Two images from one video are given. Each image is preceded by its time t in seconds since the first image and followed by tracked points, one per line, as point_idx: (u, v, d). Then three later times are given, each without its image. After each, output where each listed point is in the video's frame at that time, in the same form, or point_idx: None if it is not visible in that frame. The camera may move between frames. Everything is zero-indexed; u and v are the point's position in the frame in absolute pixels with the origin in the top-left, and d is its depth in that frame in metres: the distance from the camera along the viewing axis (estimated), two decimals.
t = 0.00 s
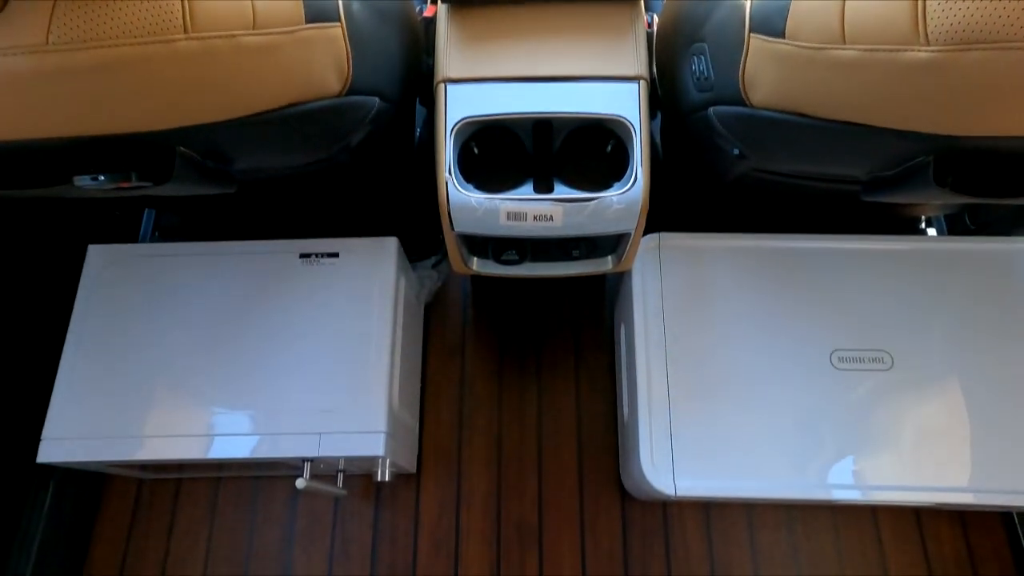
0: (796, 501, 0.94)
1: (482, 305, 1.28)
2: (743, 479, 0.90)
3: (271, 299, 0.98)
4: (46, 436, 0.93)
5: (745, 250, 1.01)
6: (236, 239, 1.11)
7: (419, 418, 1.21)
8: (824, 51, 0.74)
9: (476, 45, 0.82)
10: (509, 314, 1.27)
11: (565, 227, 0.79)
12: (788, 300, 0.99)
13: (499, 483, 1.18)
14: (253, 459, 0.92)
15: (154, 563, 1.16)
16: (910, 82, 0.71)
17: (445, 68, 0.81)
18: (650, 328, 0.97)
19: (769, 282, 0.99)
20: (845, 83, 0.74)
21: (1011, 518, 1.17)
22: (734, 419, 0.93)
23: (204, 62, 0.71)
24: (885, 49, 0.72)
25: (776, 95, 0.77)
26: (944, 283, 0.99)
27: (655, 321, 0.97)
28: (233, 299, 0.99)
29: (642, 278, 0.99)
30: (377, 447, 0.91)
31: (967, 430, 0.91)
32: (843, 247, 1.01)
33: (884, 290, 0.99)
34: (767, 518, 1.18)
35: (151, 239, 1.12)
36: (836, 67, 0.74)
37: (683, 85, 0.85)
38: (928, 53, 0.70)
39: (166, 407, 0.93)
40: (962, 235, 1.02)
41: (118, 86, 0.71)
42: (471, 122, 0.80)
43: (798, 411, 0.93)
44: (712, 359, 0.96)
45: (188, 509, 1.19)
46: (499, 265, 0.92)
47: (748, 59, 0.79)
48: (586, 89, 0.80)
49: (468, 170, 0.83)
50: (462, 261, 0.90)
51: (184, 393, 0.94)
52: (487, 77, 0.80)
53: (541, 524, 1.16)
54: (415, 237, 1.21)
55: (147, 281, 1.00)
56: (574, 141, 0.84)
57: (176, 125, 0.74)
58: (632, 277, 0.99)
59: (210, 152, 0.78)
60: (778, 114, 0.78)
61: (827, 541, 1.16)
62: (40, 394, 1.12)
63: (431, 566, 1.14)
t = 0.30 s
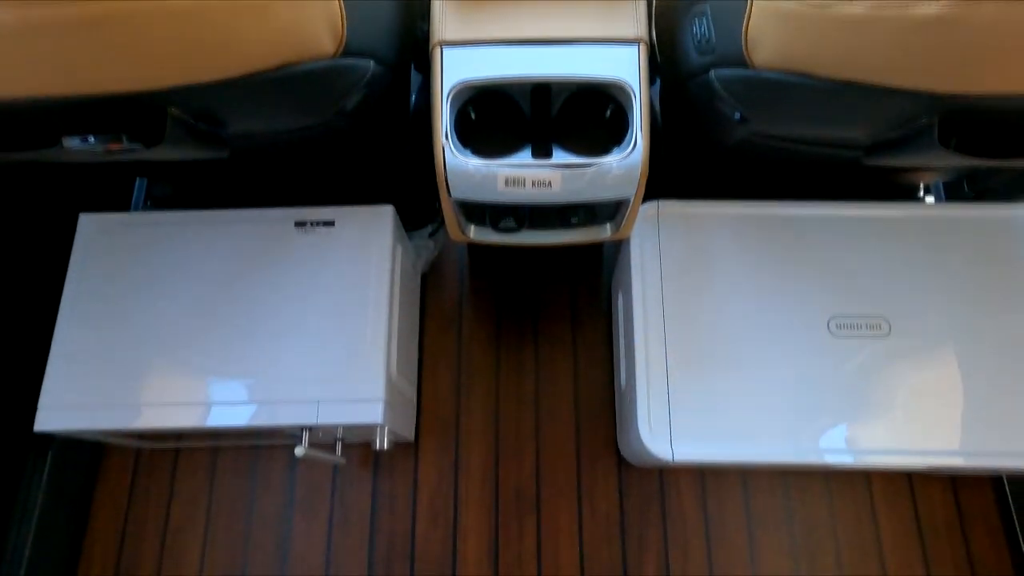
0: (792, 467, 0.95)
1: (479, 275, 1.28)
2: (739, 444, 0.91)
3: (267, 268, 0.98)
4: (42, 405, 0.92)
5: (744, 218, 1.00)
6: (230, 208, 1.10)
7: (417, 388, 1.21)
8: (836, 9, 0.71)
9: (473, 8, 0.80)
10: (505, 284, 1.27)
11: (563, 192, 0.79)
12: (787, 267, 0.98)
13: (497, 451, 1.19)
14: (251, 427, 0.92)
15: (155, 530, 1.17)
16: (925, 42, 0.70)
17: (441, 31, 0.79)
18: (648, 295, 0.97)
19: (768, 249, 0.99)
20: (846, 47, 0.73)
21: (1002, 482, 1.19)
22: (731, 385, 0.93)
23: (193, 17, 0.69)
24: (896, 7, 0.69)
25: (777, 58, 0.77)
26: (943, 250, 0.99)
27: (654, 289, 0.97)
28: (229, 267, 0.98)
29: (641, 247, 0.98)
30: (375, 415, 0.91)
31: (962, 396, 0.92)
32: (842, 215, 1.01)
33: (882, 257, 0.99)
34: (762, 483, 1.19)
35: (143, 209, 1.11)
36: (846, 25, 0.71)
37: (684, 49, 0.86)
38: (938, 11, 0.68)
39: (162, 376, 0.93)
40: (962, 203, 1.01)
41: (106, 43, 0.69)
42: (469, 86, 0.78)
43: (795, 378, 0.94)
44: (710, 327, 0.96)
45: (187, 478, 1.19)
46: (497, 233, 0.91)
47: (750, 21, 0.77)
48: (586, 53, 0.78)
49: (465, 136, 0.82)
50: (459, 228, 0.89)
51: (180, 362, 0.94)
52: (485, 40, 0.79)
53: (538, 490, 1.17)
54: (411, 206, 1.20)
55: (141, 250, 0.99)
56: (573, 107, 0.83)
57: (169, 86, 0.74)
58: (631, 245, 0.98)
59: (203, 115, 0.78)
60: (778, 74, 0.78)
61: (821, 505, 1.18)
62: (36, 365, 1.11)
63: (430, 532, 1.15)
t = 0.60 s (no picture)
0: (787, 433, 0.95)
1: (475, 246, 1.27)
2: (736, 411, 0.91)
3: (260, 239, 0.97)
4: (38, 380, 0.92)
5: (740, 184, 1.00)
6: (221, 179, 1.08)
7: (414, 360, 1.21)
8: None
9: None
10: (501, 254, 1.26)
11: (559, 160, 0.78)
12: (783, 233, 0.98)
13: (494, 421, 1.19)
14: (249, 399, 0.92)
15: (155, 504, 1.18)
16: None
17: None
18: (644, 264, 0.96)
19: (764, 216, 0.99)
20: (847, 7, 0.71)
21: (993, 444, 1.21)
22: (728, 352, 0.93)
23: None
24: None
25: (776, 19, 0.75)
26: (939, 215, 0.98)
27: (650, 256, 0.96)
28: (221, 239, 0.97)
29: (637, 214, 0.98)
30: (372, 386, 0.91)
31: (957, 360, 0.92)
32: (839, 180, 1.00)
33: (879, 223, 0.98)
34: (758, 450, 1.20)
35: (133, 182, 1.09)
36: None
37: (681, 11, 0.84)
38: None
39: (158, 350, 0.92)
40: (958, 167, 1.01)
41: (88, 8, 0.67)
42: (462, 52, 0.77)
43: (791, 345, 0.94)
44: (706, 294, 0.95)
45: (186, 452, 1.20)
46: (493, 202, 0.90)
47: None
48: (581, 16, 0.76)
49: (459, 103, 0.80)
50: (455, 197, 0.88)
51: (175, 335, 0.93)
52: (477, 3, 0.77)
53: (536, 460, 1.18)
54: (405, 177, 1.18)
55: (132, 223, 0.98)
56: (568, 72, 0.81)
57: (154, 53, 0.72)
58: (626, 213, 0.98)
59: (191, 81, 0.77)
60: (779, 34, 0.76)
61: (816, 470, 1.19)
62: (30, 341, 1.11)
63: (429, 502, 1.16)
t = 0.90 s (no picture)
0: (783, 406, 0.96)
1: (470, 224, 1.26)
2: (732, 385, 0.91)
3: (254, 218, 0.96)
4: (34, 362, 0.92)
5: (736, 158, 0.99)
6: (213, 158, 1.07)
7: (410, 338, 1.20)
8: None
9: None
10: (497, 232, 1.26)
11: (553, 134, 0.77)
12: (781, 207, 0.97)
13: (491, 398, 1.19)
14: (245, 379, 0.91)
15: (155, 485, 1.18)
16: None
17: None
18: (640, 239, 0.96)
19: (760, 189, 0.98)
20: None
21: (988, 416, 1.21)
22: (724, 327, 0.93)
23: None
24: None
25: None
26: (936, 187, 0.98)
27: (646, 232, 0.96)
28: (215, 219, 0.96)
29: (633, 189, 0.97)
30: (368, 365, 0.91)
31: (952, 332, 0.92)
32: (836, 153, 0.99)
33: (876, 196, 0.98)
34: (754, 424, 1.20)
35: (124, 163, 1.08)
36: None
37: None
38: None
39: (154, 330, 0.92)
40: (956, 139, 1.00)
41: None
42: (454, 25, 0.75)
43: (788, 318, 0.94)
44: (702, 269, 0.95)
45: (185, 433, 1.20)
46: (487, 178, 0.90)
47: None
48: None
49: (451, 76, 0.79)
50: (448, 173, 0.87)
51: (171, 316, 0.93)
52: None
53: (533, 436, 1.18)
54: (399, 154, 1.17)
55: (124, 204, 0.97)
56: (561, 42, 0.79)
57: (139, 27, 0.71)
58: (622, 188, 0.97)
59: (177, 56, 0.76)
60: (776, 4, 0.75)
61: (811, 443, 1.20)
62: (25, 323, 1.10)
63: (428, 479, 1.17)
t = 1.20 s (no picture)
0: (784, 381, 0.96)
1: (469, 201, 1.25)
2: (733, 360, 0.91)
3: (252, 196, 0.96)
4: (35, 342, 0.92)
5: (738, 133, 0.98)
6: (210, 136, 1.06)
7: (410, 316, 1.20)
8: None
9: None
10: (497, 210, 1.25)
11: (552, 109, 0.76)
12: (782, 182, 0.97)
13: (492, 376, 1.20)
14: (246, 358, 0.91)
15: (159, 464, 1.19)
16: None
17: None
18: (641, 215, 0.95)
19: (761, 164, 0.97)
20: None
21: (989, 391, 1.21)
22: (725, 303, 0.93)
23: None
24: None
25: None
26: (940, 162, 0.97)
27: (647, 207, 0.95)
28: (212, 197, 0.96)
29: (633, 165, 0.96)
30: (368, 343, 0.91)
31: (954, 308, 0.92)
32: (839, 127, 0.98)
33: (878, 170, 0.97)
34: (755, 401, 1.20)
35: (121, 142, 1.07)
36: None
37: None
38: None
39: (155, 310, 0.92)
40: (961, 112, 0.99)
41: None
42: None
43: (789, 294, 0.93)
44: (704, 244, 0.95)
45: (187, 411, 1.20)
46: (486, 154, 0.89)
47: None
48: None
49: (450, 50, 0.79)
50: (447, 149, 0.87)
51: (171, 295, 0.92)
52: None
53: (534, 414, 1.18)
54: (397, 131, 1.16)
55: (121, 182, 0.97)
56: (561, 13, 0.78)
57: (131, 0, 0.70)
58: (623, 163, 0.96)
59: (170, 30, 0.75)
60: None
61: (812, 419, 1.20)
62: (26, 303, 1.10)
63: (430, 456, 1.17)
